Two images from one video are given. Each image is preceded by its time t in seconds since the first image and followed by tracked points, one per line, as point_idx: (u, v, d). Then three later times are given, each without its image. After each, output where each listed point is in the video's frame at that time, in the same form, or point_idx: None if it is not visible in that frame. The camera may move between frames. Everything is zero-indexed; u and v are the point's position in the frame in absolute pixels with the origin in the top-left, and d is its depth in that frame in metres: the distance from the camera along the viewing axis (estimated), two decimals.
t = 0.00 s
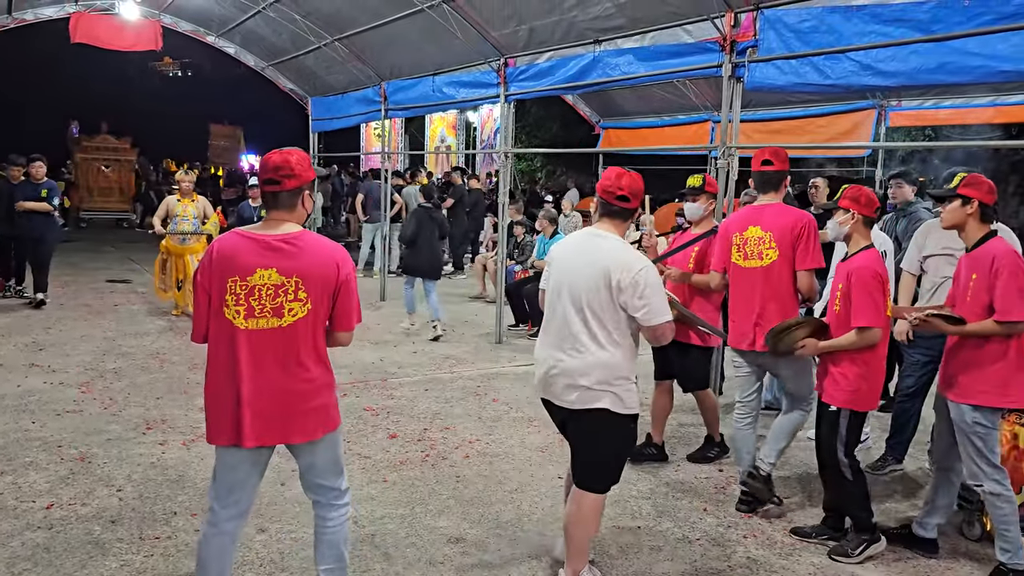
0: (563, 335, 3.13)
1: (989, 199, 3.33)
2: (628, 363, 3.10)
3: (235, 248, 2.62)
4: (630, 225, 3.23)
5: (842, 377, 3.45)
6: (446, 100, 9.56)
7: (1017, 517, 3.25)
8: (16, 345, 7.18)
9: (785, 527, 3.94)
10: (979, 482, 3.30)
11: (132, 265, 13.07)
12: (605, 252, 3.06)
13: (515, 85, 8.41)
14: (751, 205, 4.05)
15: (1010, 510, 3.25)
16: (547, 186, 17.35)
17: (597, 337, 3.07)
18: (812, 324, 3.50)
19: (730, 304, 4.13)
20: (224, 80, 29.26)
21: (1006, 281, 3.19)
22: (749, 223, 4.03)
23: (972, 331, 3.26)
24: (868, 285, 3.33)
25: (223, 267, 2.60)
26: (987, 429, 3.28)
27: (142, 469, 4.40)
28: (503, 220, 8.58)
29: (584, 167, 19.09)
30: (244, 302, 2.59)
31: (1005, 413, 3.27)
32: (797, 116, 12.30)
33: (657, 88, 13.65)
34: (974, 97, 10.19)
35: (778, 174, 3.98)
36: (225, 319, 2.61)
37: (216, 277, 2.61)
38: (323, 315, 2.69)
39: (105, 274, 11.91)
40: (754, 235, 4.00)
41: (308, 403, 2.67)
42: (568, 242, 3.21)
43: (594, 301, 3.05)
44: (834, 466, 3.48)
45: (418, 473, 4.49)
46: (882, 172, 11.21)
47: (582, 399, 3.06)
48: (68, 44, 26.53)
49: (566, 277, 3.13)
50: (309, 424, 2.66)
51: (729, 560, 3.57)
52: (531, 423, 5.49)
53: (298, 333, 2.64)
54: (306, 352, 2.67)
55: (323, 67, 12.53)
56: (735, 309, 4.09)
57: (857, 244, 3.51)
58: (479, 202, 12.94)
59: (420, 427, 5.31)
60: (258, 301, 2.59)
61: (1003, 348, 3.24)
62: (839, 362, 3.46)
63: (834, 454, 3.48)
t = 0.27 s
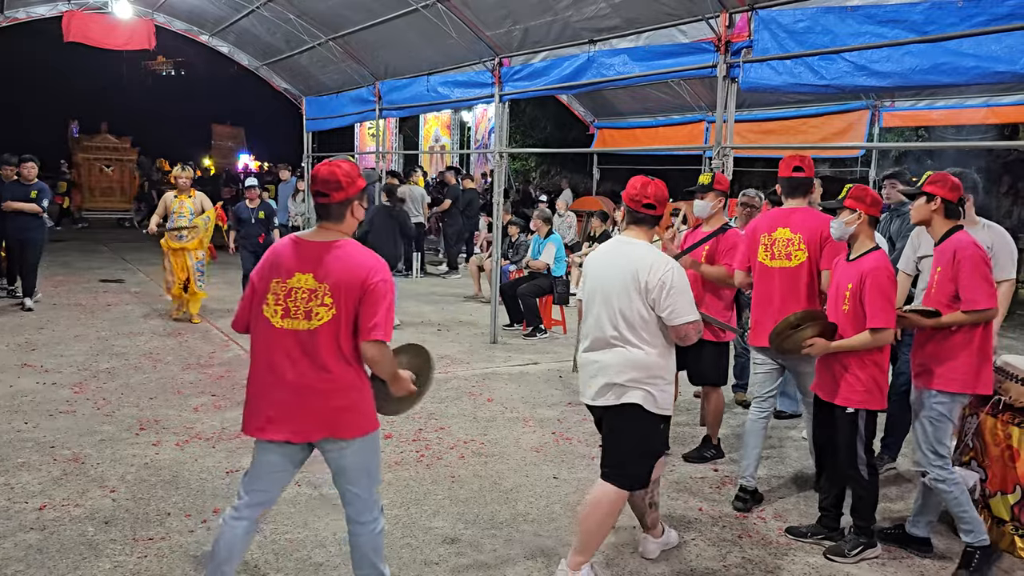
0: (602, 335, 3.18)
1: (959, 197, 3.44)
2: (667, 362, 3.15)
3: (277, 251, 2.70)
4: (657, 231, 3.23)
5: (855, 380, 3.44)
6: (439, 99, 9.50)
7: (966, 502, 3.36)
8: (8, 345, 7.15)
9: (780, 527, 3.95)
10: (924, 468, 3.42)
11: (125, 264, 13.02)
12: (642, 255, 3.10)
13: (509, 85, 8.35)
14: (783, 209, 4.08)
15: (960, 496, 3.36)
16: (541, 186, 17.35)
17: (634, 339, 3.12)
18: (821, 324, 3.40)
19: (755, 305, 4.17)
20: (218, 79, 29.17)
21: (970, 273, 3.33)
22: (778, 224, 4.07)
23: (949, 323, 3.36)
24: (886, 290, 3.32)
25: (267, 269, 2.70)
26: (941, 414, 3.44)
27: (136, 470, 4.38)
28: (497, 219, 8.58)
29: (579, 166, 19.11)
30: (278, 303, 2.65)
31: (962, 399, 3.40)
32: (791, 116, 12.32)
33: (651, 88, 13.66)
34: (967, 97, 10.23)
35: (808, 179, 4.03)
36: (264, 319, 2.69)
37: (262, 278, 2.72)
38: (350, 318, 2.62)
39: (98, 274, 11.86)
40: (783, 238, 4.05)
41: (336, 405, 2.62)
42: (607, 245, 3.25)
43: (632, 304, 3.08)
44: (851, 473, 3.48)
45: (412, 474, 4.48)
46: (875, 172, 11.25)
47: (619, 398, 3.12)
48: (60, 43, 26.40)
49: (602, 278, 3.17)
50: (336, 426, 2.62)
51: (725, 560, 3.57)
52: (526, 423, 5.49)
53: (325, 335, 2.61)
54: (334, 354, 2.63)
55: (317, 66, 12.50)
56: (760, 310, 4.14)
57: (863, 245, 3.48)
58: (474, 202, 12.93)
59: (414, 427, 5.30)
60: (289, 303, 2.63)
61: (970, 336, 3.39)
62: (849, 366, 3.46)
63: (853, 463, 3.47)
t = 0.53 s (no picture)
0: (630, 326, 3.30)
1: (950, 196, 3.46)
2: (695, 350, 3.24)
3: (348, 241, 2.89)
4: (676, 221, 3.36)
5: (860, 378, 3.45)
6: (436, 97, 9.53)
7: (947, 496, 3.40)
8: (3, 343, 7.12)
9: (776, 525, 3.95)
10: (911, 463, 3.43)
11: (120, 263, 12.98)
12: (667, 244, 3.21)
13: (506, 83, 8.39)
14: (809, 205, 4.43)
15: (943, 490, 3.39)
16: (537, 185, 17.34)
17: (661, 328, 3.22)
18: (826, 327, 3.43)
19: (789, 296, 4.52)
20: (212, 77, 29.09)
21: (967, 272, 3.35)
22: (809, 219, 4.45)
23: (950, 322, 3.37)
24: (890, 290, 3.33)
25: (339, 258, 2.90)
26: (935, 411, 3.42)
27: (130, 469, 4.36)
28: (493, 218, 8.57)
29: (574, 165, 19.10)
30: (348, 291, 2.85)
31: (952, 395, 3.40)
32: (786, 114, 12.34)
33: (647, 86, 13.67)
34: (962, 96, 10.26)
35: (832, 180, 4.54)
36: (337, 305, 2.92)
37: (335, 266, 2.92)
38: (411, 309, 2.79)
39: (92, 273, 11.82)
40: (815, 232, 4.43)
41: (395, 390, 2.83)
42: (629, 235, 3.39)
43: (658, 295, 3.20)
44: (853, 472, 3.48)
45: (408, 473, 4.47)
46: (870, 170, 11.28)
47: (651, 386, 3.24)
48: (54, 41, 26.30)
49: (628, 270, 3.29)
50: (393, 411, 2.82)
51: (722, 558, 3.57)
52: (522, 421, 5.48)
53: (389, 325, 2.81)
54: (396, 342, 2.82)
55: (312, 65, 12.47)
56: (795, 301, 4.49)
57: (868, 245, 3.50)
58: (470, 200, 12.94)
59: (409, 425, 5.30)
60: (358, 291, 2.82)
61: (967, 334, 3.40)
62: (854, 366, 3.46)
63: (857, 463, 3.47)
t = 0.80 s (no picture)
0: (661, 324, 3.37)
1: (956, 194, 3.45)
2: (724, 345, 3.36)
3: (395, 245, 3.16)
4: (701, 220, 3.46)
5: (854, 374, 3.46)
6: (431, 96, 9.52)
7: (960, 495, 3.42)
8: None
9: (772, 523, 3.96)
10: (931, 461, 3.44)
11: (114, 263, 12.94)
12: (697, 243, 3.32)
13: (501, 82, 8.36)
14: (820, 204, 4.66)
15: (956, 489, 3.41)
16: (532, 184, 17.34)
17: (694, 326, 3.32)
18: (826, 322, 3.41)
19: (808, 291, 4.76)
20: (207, 75, 29.00)
21: (968, 274, 3.32)
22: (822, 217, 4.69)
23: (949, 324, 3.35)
24: (884, 287, 3.36)
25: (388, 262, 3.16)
26: (948, 412, 3.39)
27: (125, 469, 4.35)
28: (488, 217, 8.56)
29: (569, 164, 19.11)
30: (398, 291, 3.12)
31: (964, 393, 3.39)
32: (781, 113, 12.38)
33: (642, 85, 13.68)
34: (956, 95, 10.28)
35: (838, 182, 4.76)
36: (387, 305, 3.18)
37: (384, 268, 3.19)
38: (456, 305, 3.07)
39: (86, 272, 11.79)
40: (827, 229, 4.66)
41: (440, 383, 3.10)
42: (652, 235, 3.47)
43: (693, 293, 3.30)
44: (847, 468, 3.50)
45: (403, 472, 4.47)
46: (865, 169, 11.30)
47: (686, 382, 3.33)
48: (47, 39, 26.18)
49: (659, 269, 3.36)
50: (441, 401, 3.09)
51: (718, 557, 3.58)
52: (518, 420, 5.48)
53: (436, 321, 3.08)
54: (443, 336, 3.08)
55: (307, 63, 12.44)
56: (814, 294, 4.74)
57: (862, 243, 3.51)
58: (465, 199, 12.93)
59: (404, 424, 5.29)
60: (407, 291, 3.09)
61: (968, 337, 3.37)
62: (849, 363, 3.47)
63: (849, 459, 3.49)
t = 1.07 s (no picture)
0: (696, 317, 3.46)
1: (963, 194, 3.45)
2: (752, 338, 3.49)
3: (440, 239, 3.27)
4: (734, 219, 3.57)
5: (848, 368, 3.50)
6: (426, 96, 9.51)
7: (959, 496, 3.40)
8: None
9: (768, 521, 3.96)
10: (933, 460, 3.44)
11: (108, 263, 12.90)
12: (731, 241, 3.44)
13: (496, 81, 8.35)
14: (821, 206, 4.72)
15: (956, 490, 3.40)
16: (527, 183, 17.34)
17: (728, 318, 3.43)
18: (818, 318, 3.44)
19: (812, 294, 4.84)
20: (201, 75, 28.92)
21: (961, 274, 3.31)
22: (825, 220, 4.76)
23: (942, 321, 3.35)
24: (878, 283, 3.40)
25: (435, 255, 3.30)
26: (948, 411, 3.40)
27: (120, 470, 4.33)
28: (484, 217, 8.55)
29: (564, 163, 19.11)
30: (444, 283, 3.24)
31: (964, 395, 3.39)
32: (776, 113, 12.41)
33: (637, 85, 13.69)
34: (951, 94, 10.32)
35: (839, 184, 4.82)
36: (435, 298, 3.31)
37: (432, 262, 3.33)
38: (501, 298, 3.16)
39: (81, 272, 11.75)
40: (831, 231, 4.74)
41: (486, 370, 3.18)
42: (684, 231, 3.56)
43: (728, 287, 3.40)
44: (838, 463, 3.50)
45: (399, 472, 4.46)
46: (859, 168, 11.32)
47: (724, 373, 3.45)
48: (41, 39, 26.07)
49: (694, 264, 3.47)
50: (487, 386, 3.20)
51: (714, 556, 3.58)
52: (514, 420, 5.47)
53: (479, 310, 3.18)
54: (490, 325, 3.20)
55: (302, 63, 12.42)
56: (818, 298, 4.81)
57: (851, 242, 3.58)
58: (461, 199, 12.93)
59: (400, 424, 5.29)
60: (452, 282, 3.21)
61: (960, 336, 3.37)
62: (844, 358, 3.51)
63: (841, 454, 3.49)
